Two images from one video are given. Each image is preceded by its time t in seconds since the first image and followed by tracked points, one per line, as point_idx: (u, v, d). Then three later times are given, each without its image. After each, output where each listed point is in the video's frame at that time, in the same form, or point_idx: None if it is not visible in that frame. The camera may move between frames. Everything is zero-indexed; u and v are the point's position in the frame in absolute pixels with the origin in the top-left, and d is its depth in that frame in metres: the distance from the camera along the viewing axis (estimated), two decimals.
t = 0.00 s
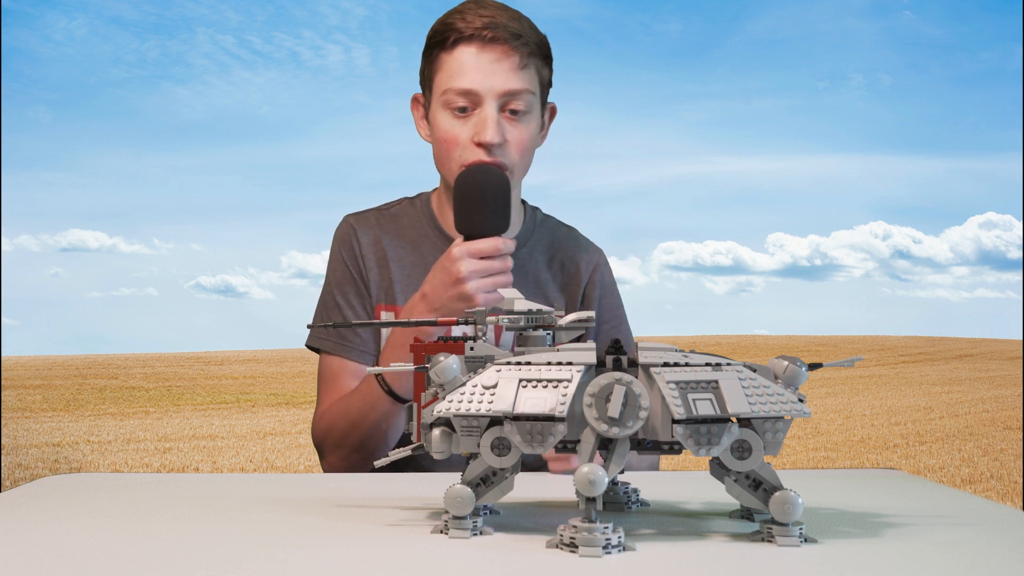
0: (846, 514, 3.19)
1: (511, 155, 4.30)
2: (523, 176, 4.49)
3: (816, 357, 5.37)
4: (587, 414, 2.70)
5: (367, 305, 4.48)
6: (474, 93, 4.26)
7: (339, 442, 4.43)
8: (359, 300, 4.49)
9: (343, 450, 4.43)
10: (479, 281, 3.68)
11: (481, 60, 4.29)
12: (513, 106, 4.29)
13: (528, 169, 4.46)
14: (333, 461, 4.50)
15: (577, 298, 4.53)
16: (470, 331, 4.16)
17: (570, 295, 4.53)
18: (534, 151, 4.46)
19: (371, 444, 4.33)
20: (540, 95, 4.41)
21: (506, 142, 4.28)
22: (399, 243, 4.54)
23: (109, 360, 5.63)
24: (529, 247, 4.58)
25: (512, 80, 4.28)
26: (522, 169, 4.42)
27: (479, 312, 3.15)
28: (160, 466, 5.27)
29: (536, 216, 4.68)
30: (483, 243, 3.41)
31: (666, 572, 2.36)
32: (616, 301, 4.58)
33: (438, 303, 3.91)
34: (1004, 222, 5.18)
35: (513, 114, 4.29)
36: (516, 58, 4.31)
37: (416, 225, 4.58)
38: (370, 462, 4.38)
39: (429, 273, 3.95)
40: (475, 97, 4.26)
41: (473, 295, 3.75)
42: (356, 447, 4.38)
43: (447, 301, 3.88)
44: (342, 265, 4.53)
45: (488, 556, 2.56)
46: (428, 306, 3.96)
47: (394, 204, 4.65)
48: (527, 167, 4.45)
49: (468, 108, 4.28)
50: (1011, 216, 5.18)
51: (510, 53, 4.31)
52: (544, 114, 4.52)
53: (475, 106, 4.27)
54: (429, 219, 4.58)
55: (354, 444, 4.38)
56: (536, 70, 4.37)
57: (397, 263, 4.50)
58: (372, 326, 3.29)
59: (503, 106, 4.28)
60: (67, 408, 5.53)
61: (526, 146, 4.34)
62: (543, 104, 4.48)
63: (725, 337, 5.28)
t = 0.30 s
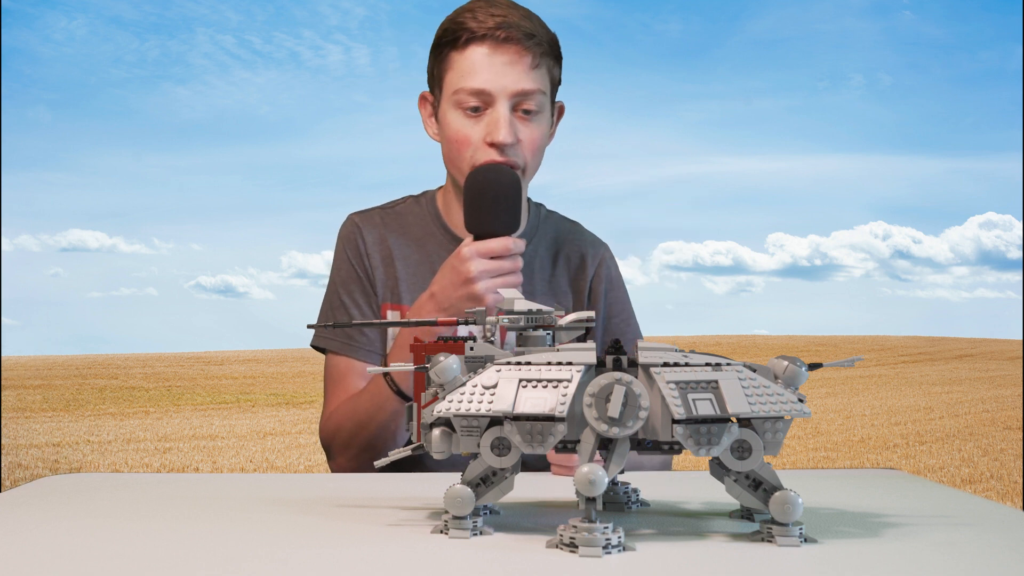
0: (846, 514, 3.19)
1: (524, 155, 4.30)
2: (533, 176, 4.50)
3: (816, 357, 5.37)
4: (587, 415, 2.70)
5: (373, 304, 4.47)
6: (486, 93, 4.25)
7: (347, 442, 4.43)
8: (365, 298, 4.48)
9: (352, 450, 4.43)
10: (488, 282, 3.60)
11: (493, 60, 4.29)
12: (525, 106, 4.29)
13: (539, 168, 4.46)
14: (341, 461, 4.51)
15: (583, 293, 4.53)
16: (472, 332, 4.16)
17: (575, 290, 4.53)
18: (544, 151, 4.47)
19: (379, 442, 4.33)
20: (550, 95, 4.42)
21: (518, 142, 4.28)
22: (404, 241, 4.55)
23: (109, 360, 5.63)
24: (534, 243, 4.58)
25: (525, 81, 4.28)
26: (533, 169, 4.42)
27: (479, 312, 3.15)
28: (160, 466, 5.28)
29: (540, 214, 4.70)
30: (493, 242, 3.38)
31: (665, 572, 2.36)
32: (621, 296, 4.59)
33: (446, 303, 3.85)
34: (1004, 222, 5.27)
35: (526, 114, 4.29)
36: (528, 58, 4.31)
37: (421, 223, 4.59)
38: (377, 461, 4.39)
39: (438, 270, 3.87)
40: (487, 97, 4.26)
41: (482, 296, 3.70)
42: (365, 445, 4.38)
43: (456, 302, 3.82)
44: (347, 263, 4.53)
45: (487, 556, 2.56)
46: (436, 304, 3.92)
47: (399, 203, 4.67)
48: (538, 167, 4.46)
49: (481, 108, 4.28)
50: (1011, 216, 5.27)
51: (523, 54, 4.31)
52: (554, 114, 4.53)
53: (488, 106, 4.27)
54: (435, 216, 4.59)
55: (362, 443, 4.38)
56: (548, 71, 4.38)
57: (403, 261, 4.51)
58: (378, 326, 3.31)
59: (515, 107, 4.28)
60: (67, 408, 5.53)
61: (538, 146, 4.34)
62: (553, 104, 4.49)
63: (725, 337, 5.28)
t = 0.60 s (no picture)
0: (846, 514, 3.19)
1: (533, 152, 4.30)
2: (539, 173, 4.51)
3: (816, 357, 5.37)
4: (587, 415, 2.70)
5: (377, 301, 4.47)
6: (495, 91, 4.25)
7: (353, 439, 4.43)
8: (369, 295, 4.47)
9: (359, 446, 4.43)
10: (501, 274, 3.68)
11: (501, 58, 4.29)
12: (533, 104, 4.29)
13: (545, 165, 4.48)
14: (347, 458, 4.50)
15: (583, 294, 4.53)
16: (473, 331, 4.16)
17: (575, 291, 4.53)
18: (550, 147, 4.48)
19: (386, 436, 4.33)
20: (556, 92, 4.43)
21: (527, 140, 4.28)
22: (407, 238, 4.55)
23: (109, 360, 5.62)
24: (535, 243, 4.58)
25: (532, 78, 4.28)
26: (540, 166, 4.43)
27: (479, 312, 3.15)
28: (160, 466, 5.27)
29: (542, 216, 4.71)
30: (505, 235, 3.43)
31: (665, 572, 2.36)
32: (620, 297, 4.59)
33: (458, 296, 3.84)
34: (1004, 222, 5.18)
35: (533, 112, 4.30)
36: (535, 56, 4.32)
37: (424, 221, 4.59)
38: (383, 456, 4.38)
39: (450, 265, 3.91)
40: (496, 96, 4.26)
41: (494, 287, 3.72)
42: (372, 441, 4.38)
43: (468, 295, 3.81)
44: (351, 260, 4.52)
45: (487, 556, 2.56)
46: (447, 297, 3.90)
47: (401, 202, 4.66)
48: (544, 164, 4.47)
49: (490, 106, 4.28)
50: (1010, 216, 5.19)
51: (531, 53, 4.31)
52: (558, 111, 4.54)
53: (496, 104, 4.27)
54: (438, 215, 4.59)
55: (369, 438, 4.38)
56: (554, 69, 4.39)
57: (407, 259, 4.51)
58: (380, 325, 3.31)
59: (523, 105, 4.29)
60: (67, 408, 5.53)
61: (546, 143, 4.35)
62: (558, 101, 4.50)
63: (725, 337, 5.28)
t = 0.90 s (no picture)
0: (846, 514, 3.19)
1: (526, 149, 4.28)
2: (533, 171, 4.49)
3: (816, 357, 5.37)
4: (587, 415, 2.70)
5: (376, 299, 4.47)
6: (487, 90, 4.25)
7: (354, 436, 4.43)
8: (368, 294, 4.47)
9: (360, 442, 4.43)
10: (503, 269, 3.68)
11: (492, 57, 4.29)
12: (524, 102, 4.29)
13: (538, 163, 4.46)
14: (350, 453, 4.51)
15: (581, 293, 4.53)
16: (472, 331, 4.16)
17: (573, 290, 4.53)
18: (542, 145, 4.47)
19: (386, 433, 4.32)
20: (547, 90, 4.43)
21: (520, 137, 4.27)
22: (406, 237, 4.56)
23: (109, 360, 5.62)
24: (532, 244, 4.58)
25: (523, 77, 4.28)
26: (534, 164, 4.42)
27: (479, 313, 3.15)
28: (160, 466, 5.27)
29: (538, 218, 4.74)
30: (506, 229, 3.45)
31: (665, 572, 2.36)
32: (617, 295, 4.58)
33: (460, 291, 3.84)
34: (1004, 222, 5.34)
35: (525, 110, 4.29)
36: (525, 55, 4.32)
37: (422, 222, 4.59)
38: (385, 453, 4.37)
39: (450, 259, 3.90)
40: (487, 94, 4.26)
41: (495, 282, 3.72)
42: (373, 437, 4.37)
43: (469, 290, 3.81)
44: (350, 259, 4.52)
45: (487, 556, 2.56)
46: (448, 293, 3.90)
47: (400, 202, 4.67)
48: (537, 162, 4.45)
49: (482, 105, 4.27)
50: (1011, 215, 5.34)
51: (522, 51, 4.32)
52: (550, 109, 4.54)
53: (488, 102, 4.27)
54: (436, 215, 4.59)
55: (370, 434, 4.37)
56: (545, 67, 4.39)
57: (405, 258, 4.51)
58: (380, 325, 3.30)
59: (515, 102, 4.28)
60: (67, 408, 5.53)
61: (538, 141, 4.34)
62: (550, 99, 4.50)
63: (725, 336, 5.28)
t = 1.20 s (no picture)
0: (846, 514, 3.19)
1: (516, 150, 4.31)
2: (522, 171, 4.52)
3: (816, 357, 5.37)
4: (587, 414, 2.70)
5: (370, 299, 4.47)
6: (477, 92, 4.25)
7: (352, 433, 4.43)
8: (363, 294, 4.48)
9: (358, 440, 4.43)
10: (499, 264, 3.67)
11: (481, 60, 4.29)
12: (514, 103, 4.31)
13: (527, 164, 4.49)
14: (348, 450, 4.51)
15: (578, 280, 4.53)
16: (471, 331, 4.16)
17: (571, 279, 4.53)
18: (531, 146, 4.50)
19: (383, 431, 4.31)
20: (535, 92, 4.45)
21: (509, 138, 4.29)
22: (399, 238, 4.55)
23: (109, 360, 5.62)
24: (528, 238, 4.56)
25: (512, 79, 4.30)
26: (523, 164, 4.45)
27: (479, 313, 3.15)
28: (160, 466, 5.28)
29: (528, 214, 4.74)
30: (501, 227, 3.44)
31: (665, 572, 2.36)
32: (614, 277, 4.60)
33: (455, 288, 3.84)
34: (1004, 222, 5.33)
35: (515, 111, 4.31)
36: (514, 57, 4.33)
37: (415, 223, 4.57)
38: (382, 452, 4.37)
39: (446, 256, 3.90)
40: (477, 97, 4.26)
41: (490, 278, 3.72)
42: (369, 435, 4.36)
43: (464, 287, 3.81)
44: (345, 260, 4.53)
45: (487, 556, 2.56)
46: (443, 289, 3.89)
47: (393, 204, 4.65)
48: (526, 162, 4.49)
49: (473, 107, 4.27)
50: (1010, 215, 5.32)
51: (511, 54, 4.33)
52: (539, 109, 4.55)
53: (479, 104, 4.27)
54: (428, 215, 4.57)
55: (367, 433, 4.36)
56: (532, 69, 4.41)
57: (398, 258, 4.50)
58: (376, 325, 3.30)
59: (505, 104, 4.30)
60: (67, 408, 5.53)
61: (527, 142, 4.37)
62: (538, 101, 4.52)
63: (725, 337, 5.28)
